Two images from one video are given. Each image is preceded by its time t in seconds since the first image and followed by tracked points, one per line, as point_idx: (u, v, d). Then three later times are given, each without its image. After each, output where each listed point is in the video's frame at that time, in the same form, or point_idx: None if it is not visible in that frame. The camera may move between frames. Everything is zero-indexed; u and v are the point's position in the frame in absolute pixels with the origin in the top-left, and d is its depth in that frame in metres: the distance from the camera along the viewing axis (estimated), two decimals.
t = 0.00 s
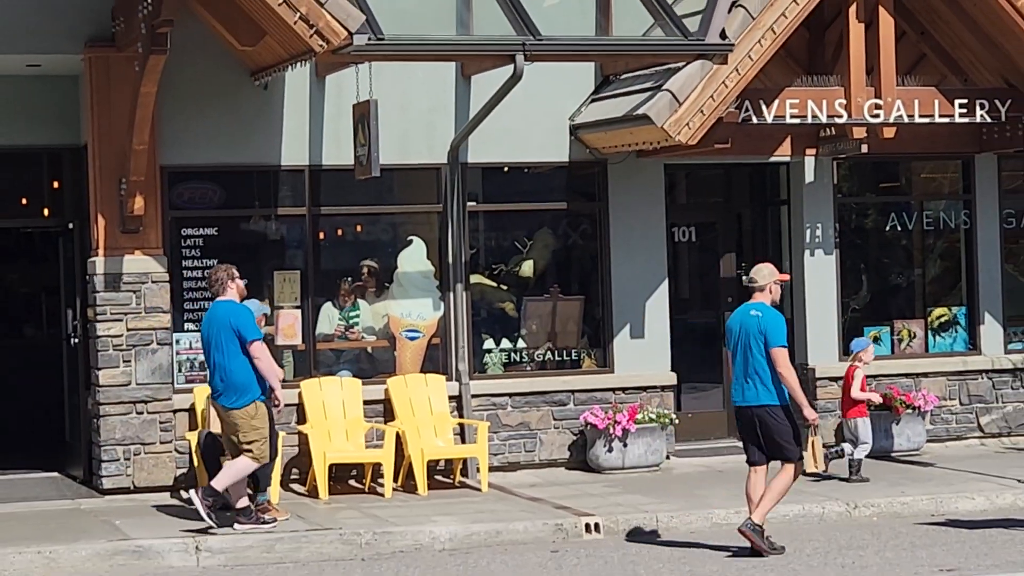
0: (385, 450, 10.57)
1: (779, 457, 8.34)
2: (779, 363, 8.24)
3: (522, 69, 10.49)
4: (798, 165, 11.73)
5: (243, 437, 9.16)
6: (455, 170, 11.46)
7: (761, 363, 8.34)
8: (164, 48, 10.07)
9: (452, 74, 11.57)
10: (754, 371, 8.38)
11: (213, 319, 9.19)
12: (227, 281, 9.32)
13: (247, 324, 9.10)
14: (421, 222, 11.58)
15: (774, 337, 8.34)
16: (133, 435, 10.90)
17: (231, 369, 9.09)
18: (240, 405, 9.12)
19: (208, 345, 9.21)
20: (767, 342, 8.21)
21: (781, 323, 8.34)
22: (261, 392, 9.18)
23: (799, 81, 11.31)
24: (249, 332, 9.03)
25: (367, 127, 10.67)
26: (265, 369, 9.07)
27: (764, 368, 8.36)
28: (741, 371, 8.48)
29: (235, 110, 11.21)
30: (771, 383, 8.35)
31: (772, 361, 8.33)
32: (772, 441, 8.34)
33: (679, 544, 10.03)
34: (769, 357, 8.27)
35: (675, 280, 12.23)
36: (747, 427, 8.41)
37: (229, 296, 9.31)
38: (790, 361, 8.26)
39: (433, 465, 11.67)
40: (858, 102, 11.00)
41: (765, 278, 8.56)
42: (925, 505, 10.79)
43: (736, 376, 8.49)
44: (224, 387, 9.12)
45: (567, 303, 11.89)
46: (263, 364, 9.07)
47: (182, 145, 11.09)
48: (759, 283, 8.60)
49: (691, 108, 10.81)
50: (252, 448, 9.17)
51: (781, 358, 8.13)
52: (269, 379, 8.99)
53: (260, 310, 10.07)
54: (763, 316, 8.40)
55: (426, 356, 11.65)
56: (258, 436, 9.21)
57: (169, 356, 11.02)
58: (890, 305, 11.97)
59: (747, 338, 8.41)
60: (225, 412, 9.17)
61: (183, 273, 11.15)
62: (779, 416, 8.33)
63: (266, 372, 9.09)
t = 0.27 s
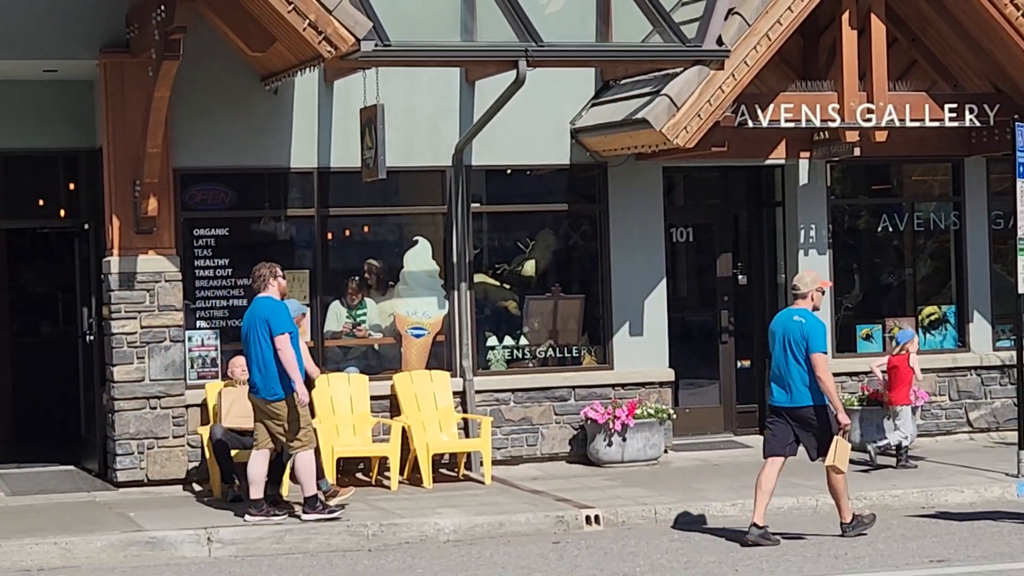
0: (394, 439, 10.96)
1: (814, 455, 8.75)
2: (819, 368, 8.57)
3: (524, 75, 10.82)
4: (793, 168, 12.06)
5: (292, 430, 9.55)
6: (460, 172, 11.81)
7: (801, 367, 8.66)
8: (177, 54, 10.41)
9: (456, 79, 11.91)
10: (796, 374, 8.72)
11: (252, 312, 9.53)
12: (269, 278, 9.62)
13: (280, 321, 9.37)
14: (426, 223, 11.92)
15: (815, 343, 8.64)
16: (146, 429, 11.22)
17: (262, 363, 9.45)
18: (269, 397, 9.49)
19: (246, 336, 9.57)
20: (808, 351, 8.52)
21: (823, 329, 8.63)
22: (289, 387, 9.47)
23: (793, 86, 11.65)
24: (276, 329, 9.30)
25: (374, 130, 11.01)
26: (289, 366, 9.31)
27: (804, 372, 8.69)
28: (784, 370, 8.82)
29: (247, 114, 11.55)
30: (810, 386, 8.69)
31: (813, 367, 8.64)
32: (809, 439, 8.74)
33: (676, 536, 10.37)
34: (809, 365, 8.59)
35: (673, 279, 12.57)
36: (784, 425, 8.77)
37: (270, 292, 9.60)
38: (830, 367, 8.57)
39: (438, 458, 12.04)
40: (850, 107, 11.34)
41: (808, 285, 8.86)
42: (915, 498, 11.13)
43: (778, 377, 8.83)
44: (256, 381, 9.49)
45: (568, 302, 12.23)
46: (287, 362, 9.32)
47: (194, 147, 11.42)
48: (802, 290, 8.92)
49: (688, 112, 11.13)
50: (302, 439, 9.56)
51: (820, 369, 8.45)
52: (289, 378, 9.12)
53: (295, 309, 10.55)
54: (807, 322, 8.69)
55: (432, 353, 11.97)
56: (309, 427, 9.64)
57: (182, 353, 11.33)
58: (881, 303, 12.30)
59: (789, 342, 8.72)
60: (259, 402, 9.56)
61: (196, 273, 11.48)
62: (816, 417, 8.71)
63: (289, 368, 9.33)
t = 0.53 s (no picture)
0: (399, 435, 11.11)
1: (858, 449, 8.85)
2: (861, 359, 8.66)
3: (522, 77, 10.93)
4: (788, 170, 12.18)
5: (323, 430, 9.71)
6: (459, 173, 11.90)
7: (845, 359, 8.75)
8: (179, 56, 10.59)
9: (455, 82, 12.02)
10: (841, 366, 8.80)
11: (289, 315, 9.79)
12: (308, 280, 9.83)
13: (313, 323, 9.58)
14: (426, 225, 12.03)
15: (859, 334, 8.72)
16: (148, 429, 11.33)
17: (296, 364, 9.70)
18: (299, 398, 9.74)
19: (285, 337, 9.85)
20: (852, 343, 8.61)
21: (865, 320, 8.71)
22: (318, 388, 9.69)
23: (789, 89, 11.76)
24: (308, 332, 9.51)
25: (373, 133, 11.12)
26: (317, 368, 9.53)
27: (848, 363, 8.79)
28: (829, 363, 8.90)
29: (248, 116, 11.66)
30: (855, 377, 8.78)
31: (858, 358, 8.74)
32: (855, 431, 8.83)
33: (674, 534, 10.49)
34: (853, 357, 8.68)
35: (670, 280, 12.68)
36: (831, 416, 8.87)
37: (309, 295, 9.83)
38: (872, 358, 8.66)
39: (438, 458, 12.17)
40: (845, 109, 11.45)
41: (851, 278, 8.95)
42: (910, 497, 11.23)
43: (823, 368, 8.93)
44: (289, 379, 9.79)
45: (566, 302, 12.34)
46: (312, 364, 9.55)
47: (196, 149, 11.54)
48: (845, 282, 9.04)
49: (685, 114, 11.24)
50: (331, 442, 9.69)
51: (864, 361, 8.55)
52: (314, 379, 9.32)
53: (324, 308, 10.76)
54: (849, 314, 8.79)
55: (431, 353, 12.08)
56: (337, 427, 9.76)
57: (184, 353, 11.44)
58: (876, 304, 12.42)
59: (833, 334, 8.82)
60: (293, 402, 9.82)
61: (198, 274, 11.59)
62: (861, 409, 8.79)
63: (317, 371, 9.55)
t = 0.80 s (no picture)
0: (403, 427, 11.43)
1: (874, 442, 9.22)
2: (890, 357, 9.21)
3: (519, 84, 11.31)
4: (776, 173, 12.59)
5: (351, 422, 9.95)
6: (458, 176, 12.33)
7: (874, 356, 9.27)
8: (187, 65, 10.87)
9: (455, 88, 12.43)
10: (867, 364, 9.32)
11: (325, 314, 10.04)
12: (344, 280, 10.17)
13: (356, 319, 9.92)
14: (426, 227, 12.43)
15: (886, 333, 9.28)
16: (158, 424, 11.72)
17: (340, 361, 9.92)
18: (344, 393, 9.94)
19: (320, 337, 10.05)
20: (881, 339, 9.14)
21: (892, 321, 9.29)
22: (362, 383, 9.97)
23: (777, 96, 12.16)
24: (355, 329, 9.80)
25: (375, 138, 11.51)
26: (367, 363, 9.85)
27: (877, 362, 9.31)
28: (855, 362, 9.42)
29: (253, 122, 12.06)
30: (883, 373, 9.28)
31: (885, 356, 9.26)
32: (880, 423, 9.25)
33: (665, 526, 10.90)
34: (882, 353, 9.20)
35: (662, 280, 13.08)
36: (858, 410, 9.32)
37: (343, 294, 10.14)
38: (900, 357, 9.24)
39: (437, 452, 12.58)
40: (831, 115, 11.84)
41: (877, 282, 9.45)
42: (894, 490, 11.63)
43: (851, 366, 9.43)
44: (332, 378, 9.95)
45: (561, 302, 12.75)
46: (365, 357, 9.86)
47: (204, 154, 11.94)
48: (871, 286, 9.50)
49: (677, 120, 11.61)
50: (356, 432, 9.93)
51: (893, 353, 9.07)
52: (368, 372, 9.61)
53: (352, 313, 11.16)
54: (875, 315, 9.36)
55: (431, 351, 12.49)
56: (362, 421, 10.01)
57: (192, 350, 11.84)
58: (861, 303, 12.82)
59: (861, 334, 9.36)
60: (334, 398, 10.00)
61: (205, 274, 12.00)
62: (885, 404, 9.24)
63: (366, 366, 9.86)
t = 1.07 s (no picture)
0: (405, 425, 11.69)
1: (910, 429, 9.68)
2: (911, 348, 9.58)
3: (514, 91, 11.64)
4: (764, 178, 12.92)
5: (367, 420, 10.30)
6: (454, 181, 12.66)
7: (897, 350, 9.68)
8: (190, 71, 11.28)
9: (451, 95, 12.76)
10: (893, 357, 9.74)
11: (356, 313, 10.39)
12: (375, 280, 10.54)
13: (387, 322, 10.27)
14: (423, 230, 12.76)
15: (908, 326, 9.66)
16: (162, 422, 12.04)
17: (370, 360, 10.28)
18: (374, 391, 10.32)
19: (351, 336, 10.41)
20: (902, 334, 9.53)
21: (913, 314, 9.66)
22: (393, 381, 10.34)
23: (765, 102, 12.49)
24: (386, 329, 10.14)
25: (373, 143, 11.83)
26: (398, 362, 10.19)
27: (901, 355, 9.71)
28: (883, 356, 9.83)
29: (255, 128, 12.39)
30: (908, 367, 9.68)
31: (908, 350, 9.66)
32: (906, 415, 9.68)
33: (656, 521, 11.24)
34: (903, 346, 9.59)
35: (653, 282, 13.42)
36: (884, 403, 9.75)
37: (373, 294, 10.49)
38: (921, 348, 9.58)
39: (434, 449, 12.90)
40: (817, 121, 12.17)
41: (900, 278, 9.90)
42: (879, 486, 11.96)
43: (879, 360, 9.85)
44: (364, 377, 10.33)
45: (555, 303, 13.08)
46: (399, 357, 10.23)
47: (207, 159, 12.26)
48: (896, 281, 9.95)
49: (667, 126, 11.91)
50: (368, 430, 10.27)
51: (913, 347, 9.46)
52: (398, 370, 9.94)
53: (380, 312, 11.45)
54: (898, 309, 9.75)
55: (428, 353, 12.75)
56: (378, 420, 10.32)
57: (195, 350, 12.16)
58: (847, 305, 13.16)
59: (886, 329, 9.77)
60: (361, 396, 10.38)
61: (208, 276, 12.32)
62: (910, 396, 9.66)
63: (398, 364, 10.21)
